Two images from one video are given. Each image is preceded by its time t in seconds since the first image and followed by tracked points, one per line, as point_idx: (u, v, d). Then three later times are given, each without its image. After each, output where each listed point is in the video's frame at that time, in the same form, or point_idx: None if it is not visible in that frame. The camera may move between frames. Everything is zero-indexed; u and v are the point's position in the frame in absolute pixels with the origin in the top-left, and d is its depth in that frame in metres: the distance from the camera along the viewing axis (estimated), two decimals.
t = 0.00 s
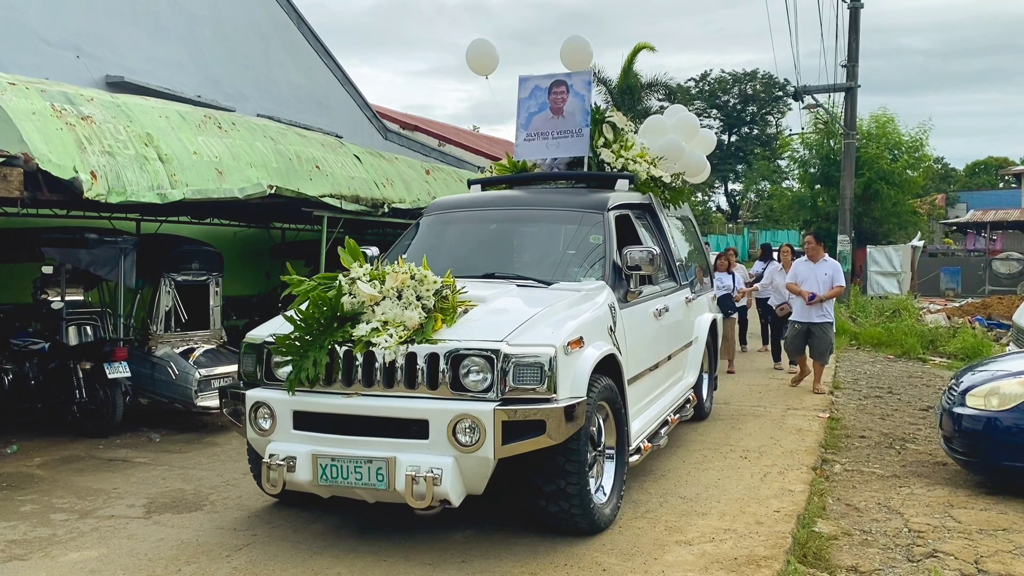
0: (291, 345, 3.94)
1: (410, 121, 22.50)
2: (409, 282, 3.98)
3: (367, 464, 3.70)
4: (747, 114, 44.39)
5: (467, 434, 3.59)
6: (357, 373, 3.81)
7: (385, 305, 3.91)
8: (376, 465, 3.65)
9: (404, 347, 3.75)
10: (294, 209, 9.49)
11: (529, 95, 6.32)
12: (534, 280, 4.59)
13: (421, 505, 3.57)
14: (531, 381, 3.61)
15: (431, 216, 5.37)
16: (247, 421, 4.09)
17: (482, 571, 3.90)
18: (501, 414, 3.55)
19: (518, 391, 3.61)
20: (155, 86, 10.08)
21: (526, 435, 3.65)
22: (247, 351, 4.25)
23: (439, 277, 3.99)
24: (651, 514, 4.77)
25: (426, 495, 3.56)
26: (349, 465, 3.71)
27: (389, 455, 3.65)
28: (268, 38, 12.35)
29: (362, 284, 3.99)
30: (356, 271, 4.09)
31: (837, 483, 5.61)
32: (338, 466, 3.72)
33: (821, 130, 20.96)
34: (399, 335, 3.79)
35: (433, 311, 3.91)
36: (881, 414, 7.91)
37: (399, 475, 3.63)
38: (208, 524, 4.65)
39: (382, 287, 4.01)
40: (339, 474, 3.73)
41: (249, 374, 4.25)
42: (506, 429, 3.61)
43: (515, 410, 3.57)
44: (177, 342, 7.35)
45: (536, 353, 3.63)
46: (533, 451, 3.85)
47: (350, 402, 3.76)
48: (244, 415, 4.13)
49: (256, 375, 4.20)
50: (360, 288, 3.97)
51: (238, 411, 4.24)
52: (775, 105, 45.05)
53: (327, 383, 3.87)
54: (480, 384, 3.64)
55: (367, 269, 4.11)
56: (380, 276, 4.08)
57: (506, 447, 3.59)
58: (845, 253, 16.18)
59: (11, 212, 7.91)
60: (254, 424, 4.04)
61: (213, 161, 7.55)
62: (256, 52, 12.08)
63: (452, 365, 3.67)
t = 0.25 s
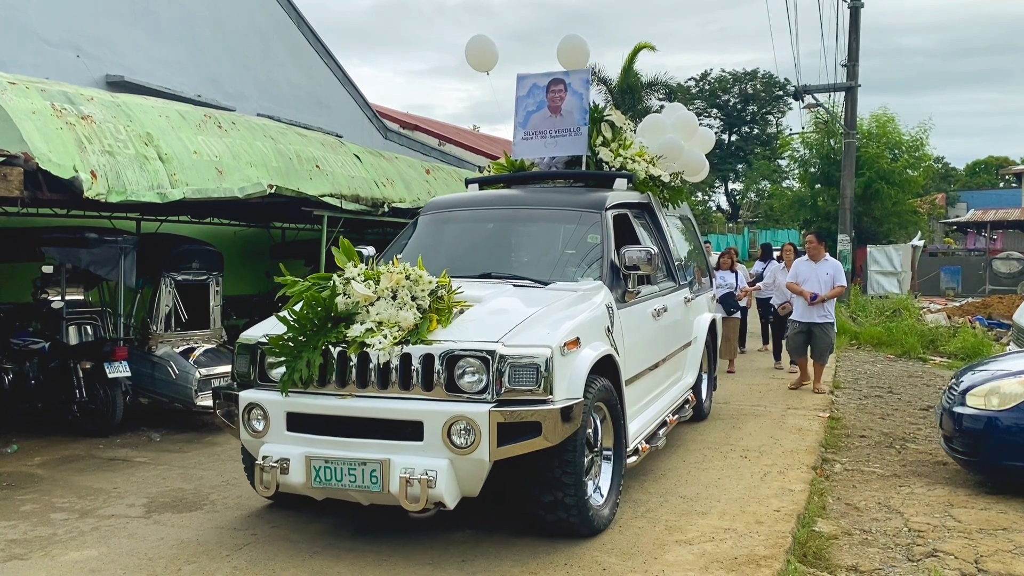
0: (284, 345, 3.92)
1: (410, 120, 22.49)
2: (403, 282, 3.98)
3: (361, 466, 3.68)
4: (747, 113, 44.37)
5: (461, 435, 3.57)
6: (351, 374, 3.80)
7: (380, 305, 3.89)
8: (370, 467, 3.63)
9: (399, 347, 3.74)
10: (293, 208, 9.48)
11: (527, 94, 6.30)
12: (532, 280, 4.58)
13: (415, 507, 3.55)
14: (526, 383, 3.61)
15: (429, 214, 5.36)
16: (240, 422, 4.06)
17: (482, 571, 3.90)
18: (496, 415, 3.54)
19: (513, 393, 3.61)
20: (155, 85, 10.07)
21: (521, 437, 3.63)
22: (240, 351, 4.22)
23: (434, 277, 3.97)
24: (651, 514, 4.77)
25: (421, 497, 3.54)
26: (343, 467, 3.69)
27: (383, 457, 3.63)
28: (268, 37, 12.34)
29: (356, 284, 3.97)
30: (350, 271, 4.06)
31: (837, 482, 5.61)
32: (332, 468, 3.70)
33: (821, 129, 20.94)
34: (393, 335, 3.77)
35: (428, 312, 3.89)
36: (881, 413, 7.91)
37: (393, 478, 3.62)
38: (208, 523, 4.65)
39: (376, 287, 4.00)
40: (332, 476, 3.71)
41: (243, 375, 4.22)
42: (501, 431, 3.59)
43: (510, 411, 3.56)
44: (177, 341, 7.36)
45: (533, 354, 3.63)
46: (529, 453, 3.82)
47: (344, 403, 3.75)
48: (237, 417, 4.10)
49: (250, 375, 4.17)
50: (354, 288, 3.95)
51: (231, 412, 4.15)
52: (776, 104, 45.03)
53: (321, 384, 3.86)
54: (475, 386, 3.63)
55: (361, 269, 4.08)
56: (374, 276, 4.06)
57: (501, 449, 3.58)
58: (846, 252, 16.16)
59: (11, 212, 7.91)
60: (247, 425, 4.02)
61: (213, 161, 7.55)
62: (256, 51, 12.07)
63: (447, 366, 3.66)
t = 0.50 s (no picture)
0: (280, 345, 3.92)
1: (410, 120, 22.48)
2: (400, 282, 3.95)
3: (356, 467, 3.66)
4: (747, 113, 44.35)
5: (458, 436, 3.56)
6: (347, 374, 3.79)
7: (376, 305, 3.88)
8: (366, 468, 3.61)
9: (395, 347, 3.73)
10: (294, 208, 9.49)
11: (525, 92, 6.32)
12: (530, 280, 4.58)
13: (411, 509, 3.55)
14: (524, 384, 3.60)
15: (428, 213, 5.36)
16: (235, 423, 4.05)
17: (482, 570, 3.91)
18: (492, 415, 3.52)
19: (510, 393, 3.59)
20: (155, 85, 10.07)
21: (517, 438, 3.62)
22: (236, 351, 4.21)
23: (430, 277, 3.97)
24: (651, 513, 4.78)
25: (417, 498, 3.54)
26: (338, 468, 3.67)
27: (379, 457, 3.62)
28: (268, 37, 12.34)
29: (352, 284, 3.95)
30: (346, 271, 4.04)
31: (837, 481, 5.62)
32: (327, 469, 3.68)
33: (821, 129, 20.93)
34: (389, 335, 3.76)
35: (424, 311, 3.89)
36: (881, 413, 7.91)
37: (389, 479, 3.60)
38: (209, 522, 4.65)
39: (373, 287, 3.96)
40: (328, 477, 3.69)
41: (238, 375, 4.21)
42: (498, 431, 3.57)
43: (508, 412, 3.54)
44: (177, 341, 7.35)
45: (530, 354, 3.61)
46: (526, 455, 3.81)
47: (340, 404, 3.73)
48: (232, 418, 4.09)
49: (245, 375, 4.15)
50: (350, 287, 3.93)
51: (226, 413, 4.19)
52: (776, 104, 45.01)
53: (316, 384, 3.84)
54: (472, 386, 3.62)
55: (357, 269, 4.06)
56: (370, 276, 4.03)
57: (498, 450, 3.55)
58: (846, 252, 16.15)
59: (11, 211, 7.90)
60: (242, 426, 4.00)
61: (213, 160, 7.55)
62: (255, 51, 12.07)
63: (443, 367, 3.65)
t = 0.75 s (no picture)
0: (273, 345, 3.89)
1: (411, 120, 22.48)
2: (395, 281, 3.94)
3: (350, 469, 3.65)
4: (748, 113, 44.35)
5: (452, 438, 3.54)
6: (341, 375, 3.76)
7: (371, 305, 3.86)
8: (360, 470, 3.60)
9: (389, 347, 3.70)
10: (295, 208, 9.50)
11: (523, 91, 6.31)
12: (527, 279, 4.57)
13: (406, 511, 3.54)
14: (520, 385, 3.58)
15: (425, 212, 5.36)
16: (229, 425, 4.04)
17: (482, 570, 3.91)
18: (488, 417, 3.51)
19: (506, 394, 3.57)
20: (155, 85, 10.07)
21: (512, 440, 3.60)
22: (229, 352, 4.17)
23: (426, 276, 3.95)
24: (651, 513, 4.78)
25: (411, 501, 3.53)
26: (332, 470, 3.66)
27: (374, 460, 3.61)
28: (268, 36, 12.33)
29: (346, 283, 3.94)
30: (341, 270, 4.03)
31: (837, 481, 5.62)
32: (321, 471, 3.67)
33: (821, 128, 20.94)
34: (384, 336, 3.73)
35: (420, 312, 3.86)
36: (881, 413, 7.92)
37: (383, 481, 3.60)
38: (209, 522, 4.65)
39: (367, 287, 3.96)
40: (321, 479, 3.68)
41: (232, 376, 4.15)
42: (493, 433, 3.56)
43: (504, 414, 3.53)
44: (178, 341, 7.35)
45: (526, 355, 3.60)
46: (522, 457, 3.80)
47: (334, 405, 3.72)
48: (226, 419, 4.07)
49: (239, 377, 4.11)
50: (344, 287, 3.92)
51: (219, 414, 4.18)
52: (776, 103, 44.99)
53: (310, 385, 3.82)
54: (467, 387, 3.59)
55: (352, 269, 4.04)
56: (365, 276, 4.03)
57: (494, 452, 3.54)
58: (846, 251, 16.15)
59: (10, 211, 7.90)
60: (236, 428, 3.99)
61: (213, 160, 7.55)
62: (256, 50, 12.07)
63: (438, 367, 3.62)
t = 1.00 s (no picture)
0: (267, 346, 3.86)
1: (411, 119, 22.50)
2: (389, 282, 3.91)
3: (344, 472, 3.61)
4: (748, 112, 44.35)
5: (447, 440, 3.50)
6: (335, 377, 3.73)
7: (365, 306, 3.82)
8: (354, 472, 3.57)
9: (384, 349, 3.66)
10: (295, 207, 9.51)
11: (521, 90, 6.26)
12: (525, 280, 4.57)
13: (401, 514, 3.50)
14: (516, 386, 3.54)
15: (423, 212, 5.35)
16: (222, 427, 4.00)
17: (482, 570, 3.90)
18: (483, 420, 3.47)
19: (501, 396, 3.54)
20: (155, 84, 10.06)
21: (507, 443, 3.58)
22: (223, 354, 4.14)
23: (421, 277, 3.92)
24: (650, 513, 4.77)
25: (406, 503, 3.49)
26: (326, 473, 3.62)
27: (368, 462, 3.57)
28: (268, 36, 12.33)
29: (340, 284, 3.88)
30: (335, 271, 3.98)
31: (837, 481, 5.61)
32: (315, 473, 3.63)
33: (822, 128, 20.94)
34: (379, 337, 3.69)
35: (415, 313, 3.83)
36: (882, 412, 7.92)
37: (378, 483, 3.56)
38: (209, 522, 4.65)
39: (362, 287, 3.91)
40: (315, 482, 3.64)
41: (226, 377, 4.12)
42: (489, 435, 3.54)
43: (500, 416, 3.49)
44: (178, 340, 7.35)
45: (522, 356, 3.56)
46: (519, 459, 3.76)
47: (327, 407, 3.68)
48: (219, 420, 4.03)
49: (233, 378, 4.09)
50: (338, 288, 3.86)
51: (211, 416, 4.15)
52: (777, 103, 44.97)
53: (304, 387, 3.79)
54: (462, 390, 3.56)
55: (347, 269, 4.00)
56: (359, 276, 3.98)
57: (489, 454, 3.51)
58: (846, 251, 16.15)
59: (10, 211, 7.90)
60: (229, 430, 3.95)
61: (214, 160, 7.55)
62: (256, 50, 12.06)
63: (433, 369, 3.59)
